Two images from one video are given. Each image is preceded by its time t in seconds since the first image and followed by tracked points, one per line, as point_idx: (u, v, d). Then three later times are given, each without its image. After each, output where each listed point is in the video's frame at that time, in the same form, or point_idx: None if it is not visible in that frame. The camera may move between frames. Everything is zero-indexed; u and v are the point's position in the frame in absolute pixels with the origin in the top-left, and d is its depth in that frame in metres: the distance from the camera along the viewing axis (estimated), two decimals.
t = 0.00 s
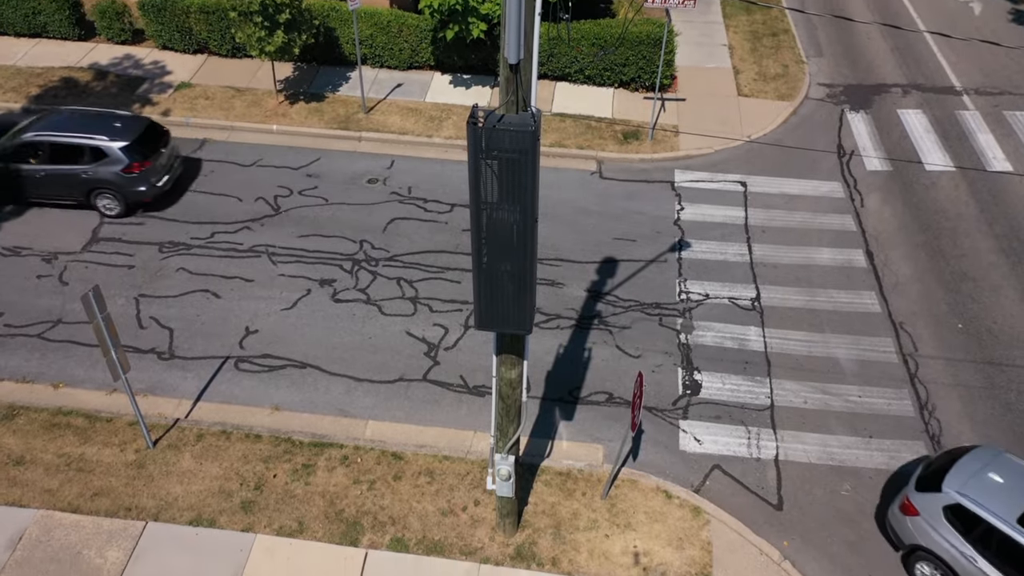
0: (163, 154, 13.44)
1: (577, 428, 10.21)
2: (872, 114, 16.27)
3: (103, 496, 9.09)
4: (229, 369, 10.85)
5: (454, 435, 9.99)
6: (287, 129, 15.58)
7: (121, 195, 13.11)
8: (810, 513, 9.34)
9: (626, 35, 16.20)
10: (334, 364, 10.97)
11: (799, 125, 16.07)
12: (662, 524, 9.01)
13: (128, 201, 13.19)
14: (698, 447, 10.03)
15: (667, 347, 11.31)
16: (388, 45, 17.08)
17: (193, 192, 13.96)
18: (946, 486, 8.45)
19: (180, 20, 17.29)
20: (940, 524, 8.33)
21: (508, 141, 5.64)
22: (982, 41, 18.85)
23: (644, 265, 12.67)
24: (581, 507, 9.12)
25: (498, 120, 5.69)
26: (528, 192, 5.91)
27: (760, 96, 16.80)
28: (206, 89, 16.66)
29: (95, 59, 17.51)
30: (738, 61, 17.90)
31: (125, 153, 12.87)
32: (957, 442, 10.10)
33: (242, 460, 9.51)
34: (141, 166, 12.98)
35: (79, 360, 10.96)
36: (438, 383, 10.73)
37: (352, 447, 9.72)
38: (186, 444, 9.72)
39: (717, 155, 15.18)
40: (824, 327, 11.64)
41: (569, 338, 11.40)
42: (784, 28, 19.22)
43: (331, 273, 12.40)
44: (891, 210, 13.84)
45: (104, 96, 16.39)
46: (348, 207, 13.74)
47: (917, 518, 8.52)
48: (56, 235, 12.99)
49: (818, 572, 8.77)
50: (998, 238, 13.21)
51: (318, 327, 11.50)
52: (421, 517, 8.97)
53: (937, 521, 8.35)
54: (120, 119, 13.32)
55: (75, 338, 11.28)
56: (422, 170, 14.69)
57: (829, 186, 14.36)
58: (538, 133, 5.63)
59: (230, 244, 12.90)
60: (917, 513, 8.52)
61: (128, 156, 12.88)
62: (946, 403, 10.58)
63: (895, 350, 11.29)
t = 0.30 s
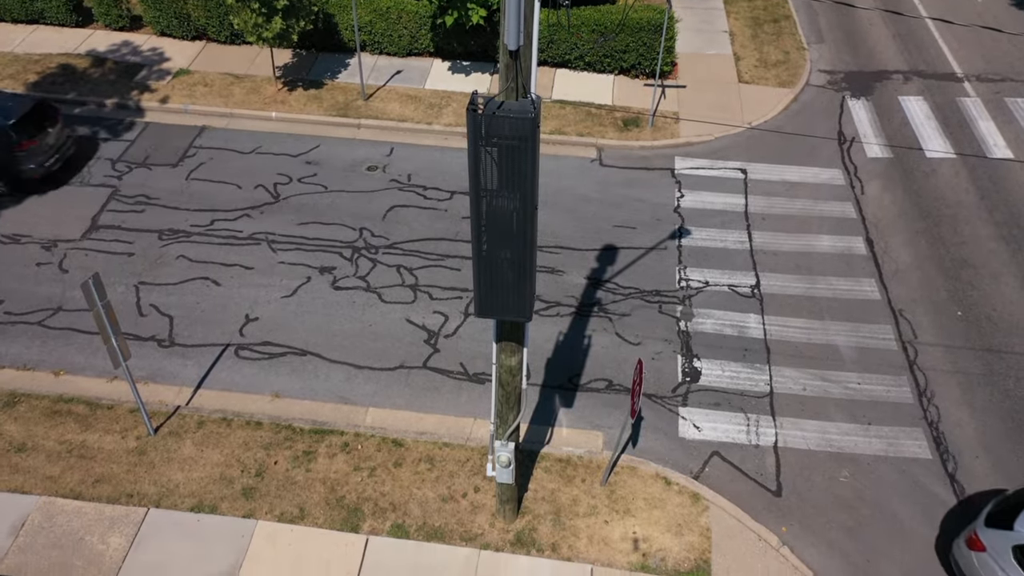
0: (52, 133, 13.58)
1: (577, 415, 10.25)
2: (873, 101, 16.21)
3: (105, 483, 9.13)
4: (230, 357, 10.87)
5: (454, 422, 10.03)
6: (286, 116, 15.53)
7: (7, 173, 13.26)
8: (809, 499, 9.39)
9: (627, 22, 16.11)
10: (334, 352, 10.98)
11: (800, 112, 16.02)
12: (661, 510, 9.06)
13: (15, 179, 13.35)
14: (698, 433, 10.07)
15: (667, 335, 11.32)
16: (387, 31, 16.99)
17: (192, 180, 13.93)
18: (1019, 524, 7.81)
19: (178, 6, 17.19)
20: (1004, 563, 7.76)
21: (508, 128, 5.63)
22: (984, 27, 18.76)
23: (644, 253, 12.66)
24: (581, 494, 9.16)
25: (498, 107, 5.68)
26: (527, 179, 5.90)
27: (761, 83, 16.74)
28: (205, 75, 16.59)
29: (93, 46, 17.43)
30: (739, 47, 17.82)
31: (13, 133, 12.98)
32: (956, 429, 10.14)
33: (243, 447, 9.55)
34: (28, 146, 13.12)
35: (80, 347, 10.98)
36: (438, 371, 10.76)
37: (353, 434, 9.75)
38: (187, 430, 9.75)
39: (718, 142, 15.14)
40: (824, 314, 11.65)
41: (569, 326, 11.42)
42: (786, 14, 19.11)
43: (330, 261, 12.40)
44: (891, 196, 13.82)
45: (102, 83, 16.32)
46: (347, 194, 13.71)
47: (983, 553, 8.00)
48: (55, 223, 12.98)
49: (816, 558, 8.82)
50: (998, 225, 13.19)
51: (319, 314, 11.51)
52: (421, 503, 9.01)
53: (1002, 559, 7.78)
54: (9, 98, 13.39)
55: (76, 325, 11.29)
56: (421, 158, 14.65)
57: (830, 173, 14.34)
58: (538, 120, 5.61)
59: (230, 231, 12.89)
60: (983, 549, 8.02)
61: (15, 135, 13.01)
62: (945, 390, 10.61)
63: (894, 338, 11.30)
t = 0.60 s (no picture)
0: None
1: (577, 400, 10.28)
2: (874, 85, 16.14)
3: (107, 468, 9.17)
4: (231, 342, 10.89)
5: (454, 407, 10.06)
6: (285, 101, 15.47)
7: None
8: (807, 483, 9.43)
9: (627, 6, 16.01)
10: (335, 337, 11.00)
11: (801, 96, 15.95)
12: (660, 494, 9.10)
13: None
14: (697, 418, 10.10)
15: (666, 320, 11.33)
16: (386, 15, 16.88)
17: (191, 165, 13.90)
18: None
19: None
20: None
21: (508, 113, 5.61)
22: (986, 11, 18.63)
23: (644, 239, 12.65)
24: (580, 478, 9.21)
25: (498, 92, 5.66)
26: (528, 164, 5.89)
27: (762, 67, 16.65)
28: (203, 60, 16.50)
29: (91, 31, 17.32)
30: (740, 32, 17.71)
31: None
32: (954, 414, 10.17)
33: (244, 432, 9.58)
34: None
35: (80, 332, 10.99)
36: (438, 356, 10.78)
37: (353, 419, 9.79)
38: (188, 416, 9.78)
39: (718, 127, 15.08)
40: (823, 300, 11.66)
41: (568, 311, 11.43)
42: None
43: (330, 246, 12.39)
44: (891, 182, 13.79)
45: (100, 68, 16.23)
46: (347, 179, 13.69)
47: None
48: (55, 208, 12.96)
49: (814, 542, 8.88)
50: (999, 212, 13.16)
51: (319, 300, 11.52)
52: (422, 487, 9.06)
53: None
54: None
55: (76, 311, 11.30)
56: (420, 143, 14.60)
57: (830, 158, 14.30)
58: (538, 105, 5.60)
59: (230, 217, 12.87)
60: None
61: None
62: (944, 375, 10.63)
63: (893, 323, 11.32)
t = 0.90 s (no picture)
0: None
1: (577, 387, 10.31)
2: (875, 71, 16.08)
3: (108, 454, 9.21)
4: (231, 330, 10.91)
5: (454, 394, 10.09)
6: (284, 88, 15.40)
7: None
8: (806, 470, 9.47)
9: None
10: (335, 324, 11.02)
11: (802, 83, 15.88)
12: (659, 481, 9.14)
13: None
14: (696, 405, 10.14)
15: (666, 307, 11.34)
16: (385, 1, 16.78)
17: (190, 152, 13.87)
18: None
19: None
20: None
21: (509, 100, 5.60)
22: None
23: (644, 226, 12.63)
24: (580, 465, 9.25)
25: (499, 78, 5.64)
26: (528, 151, 5.88)
27: (763, 54, 16.57)
28: (202, 47, 16.42)
29: (89, 17, 17.23)
30: (742, 18, 17.61)
31: None
32: (953, 400, 10.20)
33: (244, 419, 9.61)
34: None
35: (81, 320, 11.00)
36: (438, 343, 10.79)
37: (353, 406, 9.82)
38: (189, 403, 9.81)
39: (719, 114, 15.03)
40: (823, 287, 11.66)
41: (568, 298, 11.44)
42: None
43: (330, 234, 12.38)
44: (891, 168, 13.76)
45: (98, 54, 16.15)
46: (346, 166, 13.66)
47: None
48: (54, 195, 12.94)
49: (813, 527, 8.93)
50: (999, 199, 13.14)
51: (319, 287, 11.53)
52: (422, 474, 9.10)
53: None
54: None
55: (77, 298, 11.31)
56: (419, 130, 14.56)
57: (831, 145, 14.26)
58: (539, 92, 5.58)
59: (229, 204, 12.86)
60: None
61: None
62: (943, 362, 10.66)
63: (893, 310, 11.33)
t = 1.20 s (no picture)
0: None
1: (577, 374, 10.33)
2: (877, 58, 16.01)
3: (110, 441, 9.25)
4: (231, 317, 10.92)
5: (454, 381, 10.12)
6: (283, 75, 15.35)
7: None
8: (805, 456, 9.51)
9: None
10: (335, 312, 11.03)
11: (803, 70, 15.81)
12: (659, 468, 9.18)
13: None
14: (696, 392, 10.17)
15: (666, 295, 11.35)
16: None
17: (190, 140, 13.84)
18: None
19: None
20: None
21: (510, 87, 5.58)
22: None
23: (645, 214, 12.62)
24: (580, 452, 9.29)
25: (499, 65, 5.62)
26: (529, 138, 5.86)
27: (764, 40, 16.49)
28: (200, 34, 16.34)
29: (87, 3, 17.13)
30: (743, 4, 17.52)
31: None
32: (952, 388, 10.22)
33: (245, 406, 9.65)
34: None
35: (82, 307, 11.02)
36: (438, 331, 10.81)
37: (354, 393, 9.85)
38: (190, 390, 9.84)
39: (719, 101, 14.98)
40: (823, 275, 11.66)
41: (568, 286, 11.44)
42: None
43: (330, 221, 12.37)
44: (892, 156, 13.73)
45: (97, 41, 16.08)
46: (346, 154, 13.63)
47: None
48: (53, 183, 12.92)
49: (812, 514, 8.97)
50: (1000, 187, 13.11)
51: (319, 275, 11.53)
52: (423, 461, 9.14)
53: None
54: None
55: (77, 286, 11.32)
56: (419, 117, 14.52)
57: (831, 133, 14.22)
58: (540, 78, 5.56)
59: (229, 191, 12.85)
60: None
61: None
62: (942, 349, 10.67)
63: (893, 298, 11.34)
